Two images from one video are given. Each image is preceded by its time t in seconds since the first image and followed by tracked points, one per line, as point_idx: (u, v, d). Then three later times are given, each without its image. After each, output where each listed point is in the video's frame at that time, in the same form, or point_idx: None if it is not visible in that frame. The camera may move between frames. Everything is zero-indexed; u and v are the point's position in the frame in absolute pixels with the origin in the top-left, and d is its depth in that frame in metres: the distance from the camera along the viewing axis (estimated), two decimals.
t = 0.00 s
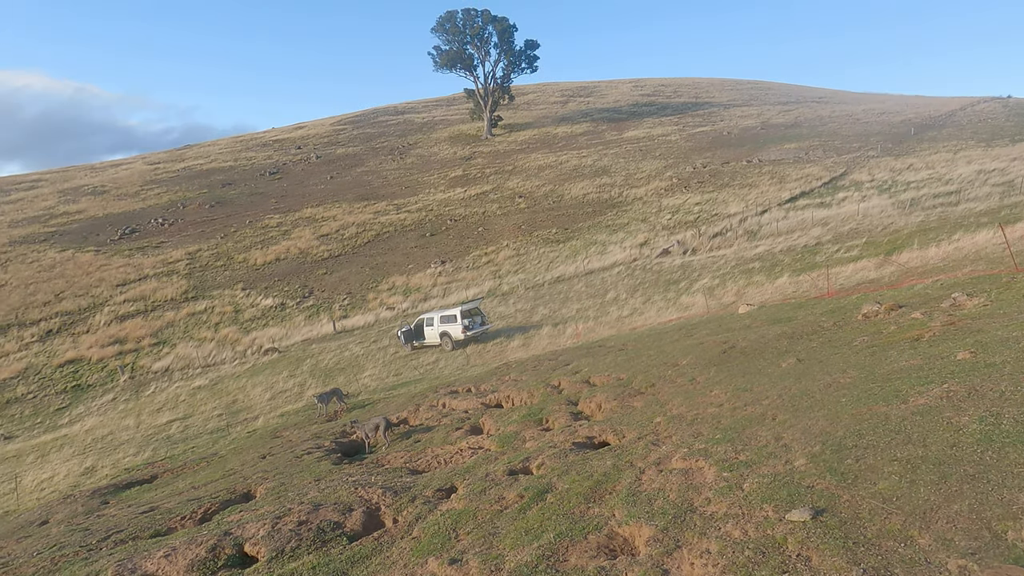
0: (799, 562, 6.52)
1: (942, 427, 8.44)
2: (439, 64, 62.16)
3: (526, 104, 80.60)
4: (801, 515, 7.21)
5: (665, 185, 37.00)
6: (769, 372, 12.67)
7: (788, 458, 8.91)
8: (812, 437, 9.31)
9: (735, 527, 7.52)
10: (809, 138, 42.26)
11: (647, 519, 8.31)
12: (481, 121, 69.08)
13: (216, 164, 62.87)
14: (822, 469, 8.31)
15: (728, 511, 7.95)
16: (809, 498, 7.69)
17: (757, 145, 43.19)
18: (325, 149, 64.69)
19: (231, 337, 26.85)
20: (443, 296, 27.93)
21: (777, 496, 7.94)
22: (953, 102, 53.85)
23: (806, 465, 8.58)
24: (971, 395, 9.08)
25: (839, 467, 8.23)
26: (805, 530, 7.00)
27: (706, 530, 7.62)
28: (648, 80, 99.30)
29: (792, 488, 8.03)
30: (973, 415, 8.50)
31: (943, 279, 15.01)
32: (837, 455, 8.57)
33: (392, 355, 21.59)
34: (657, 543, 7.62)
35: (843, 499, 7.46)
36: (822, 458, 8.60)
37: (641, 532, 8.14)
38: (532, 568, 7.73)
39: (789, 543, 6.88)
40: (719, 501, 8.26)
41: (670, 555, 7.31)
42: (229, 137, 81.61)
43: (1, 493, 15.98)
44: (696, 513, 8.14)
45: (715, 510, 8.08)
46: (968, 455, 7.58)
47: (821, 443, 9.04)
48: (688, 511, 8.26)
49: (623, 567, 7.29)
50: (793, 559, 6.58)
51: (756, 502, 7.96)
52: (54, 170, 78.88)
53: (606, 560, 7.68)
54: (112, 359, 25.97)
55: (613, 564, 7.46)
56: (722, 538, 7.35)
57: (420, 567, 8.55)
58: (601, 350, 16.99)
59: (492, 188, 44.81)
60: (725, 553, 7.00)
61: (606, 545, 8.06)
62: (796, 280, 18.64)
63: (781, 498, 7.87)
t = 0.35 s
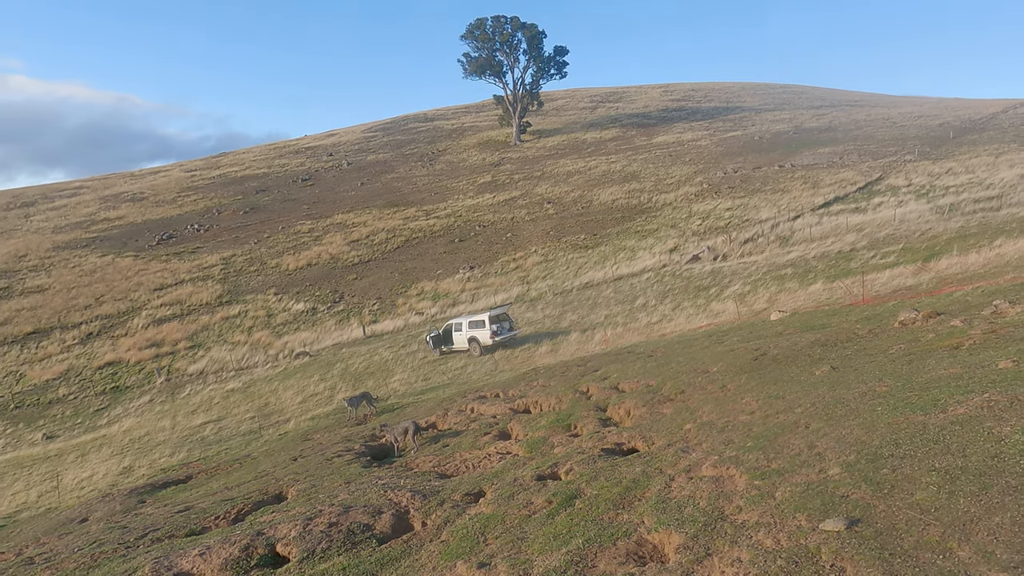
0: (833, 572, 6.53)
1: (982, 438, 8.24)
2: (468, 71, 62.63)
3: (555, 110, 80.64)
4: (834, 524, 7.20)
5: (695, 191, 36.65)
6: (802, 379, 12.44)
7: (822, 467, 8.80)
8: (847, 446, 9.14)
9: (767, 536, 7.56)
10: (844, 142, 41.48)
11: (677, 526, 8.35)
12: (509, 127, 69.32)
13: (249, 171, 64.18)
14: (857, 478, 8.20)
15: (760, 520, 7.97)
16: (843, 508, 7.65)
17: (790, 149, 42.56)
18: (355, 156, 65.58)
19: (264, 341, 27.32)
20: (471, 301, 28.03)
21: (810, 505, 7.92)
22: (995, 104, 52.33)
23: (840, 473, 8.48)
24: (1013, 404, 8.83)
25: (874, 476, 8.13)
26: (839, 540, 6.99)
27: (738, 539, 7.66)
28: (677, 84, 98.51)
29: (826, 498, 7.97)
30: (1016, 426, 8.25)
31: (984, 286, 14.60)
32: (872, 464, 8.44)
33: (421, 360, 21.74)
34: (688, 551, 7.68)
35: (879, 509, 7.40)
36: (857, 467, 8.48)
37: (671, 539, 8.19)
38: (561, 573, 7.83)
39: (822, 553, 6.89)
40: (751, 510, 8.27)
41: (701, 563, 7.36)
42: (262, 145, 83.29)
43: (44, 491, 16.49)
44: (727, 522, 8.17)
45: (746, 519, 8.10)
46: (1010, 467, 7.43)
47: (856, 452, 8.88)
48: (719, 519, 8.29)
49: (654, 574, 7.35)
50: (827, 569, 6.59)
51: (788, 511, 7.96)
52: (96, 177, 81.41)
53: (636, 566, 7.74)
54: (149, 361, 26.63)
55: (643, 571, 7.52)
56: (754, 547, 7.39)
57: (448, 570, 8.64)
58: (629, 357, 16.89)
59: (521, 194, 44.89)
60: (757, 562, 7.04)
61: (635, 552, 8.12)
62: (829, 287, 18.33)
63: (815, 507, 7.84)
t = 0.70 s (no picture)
0: None
1: (1013, 443, 8.05)
2: (489, 73, 62.80)
3: (575, 111, 80.53)
4: (858, 529, 7.10)
5: (717, 192, 36.35)
6: (825, 383, 12.26)
7: (845, 471, 8.66)
8: (871, 450, 8.99)
9: (789, 541, 7.49)
10: (869, 142, 40.87)
11: (697, 529, 8.29)
12: (529, 129, 69.38)
13: (272, 173, 64.99)
14: (881, 483, 8.07)
15: (781, 524, 7.89)
16: (866, 513, 7.53)
17: (814, 150, 42.04)
18: (376, 158, 66.07)
19: (285, 342, 27.61)
20: (491, 302, 28.06)
21: (833, 510, 7.81)
22: None
23: (864, 478, 8.35)
24: None
25: (899, 481, 7.99)
26: (863, 546, 6.89)
27: (759, 544, 7.60)
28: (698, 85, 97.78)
29: (849, 502, 7.86)
30: None
31: (1013, 288, 14.28)
32: (897, 468, 8.30)
33: (440, 361, 21.82)
34: (708, 555, 7.63)
35: (904, 514, 7.28)
36: (881, 472, 8.35)
37: (691, 542, 8.13)
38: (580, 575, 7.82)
39: (845, 558, 6.80)
40: (772, 514, 8.18)
41: (721, 568, 7.31)
42: (284, 148, 84.27)
43: (72, 487, 16.83)
44: (748, 526, 8.10)
45: (768, 524, 8.03)
46: None
47: (880, 456, 8.73)
48: (740, 522, 8.22)
49: None
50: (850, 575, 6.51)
51: (811, 516, 7.87)
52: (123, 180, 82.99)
53: (655, 569, 7.70)
54: (174, 361, 27.05)
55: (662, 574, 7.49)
56: (776, 551, 7.32)
57: (467, 570, 8.66)
58: (650, 359, 16.79)
59: (540, 196, 44.89)
60: (778, 568, 6.97)
61: (655, 554, 8.07)
62: (853, 289, 18.07)
63: (838, 511, 7.74)
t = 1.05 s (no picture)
0: None
1: None
2: (504, 69, 62.75)
3: (591, 107, 80.18)
4: (876, 530, 7.03)
5: (734, 188, 36.06)
6: (843, 381, 12.14)
7: (863, 471, 8.57)
8: (890, 450, 8.90)
9: (806, 541, 7.44)
10: (889, 138, 40.30)
11: (713, 529, 8.26)
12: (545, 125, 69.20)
13: (289, 170, 65.48)
14: (901, 484, 7.98)
15: (798, 524, 7.84)
16: (885, 514, 7.46)
17: (833, 145, 41.53)
18: (391, 155, 66.31)
19: (302, 338, 27.85)
20: (506, 299, 28.09)
21: (851, 510, 7.74)
22: None
23: (883, 478, 8.26)
24: None
25: (918, 482, 7.90)
26: (882, 547, 6.83)
27: (775, 544, 7.55)
28: (716, 80, 96.86)
29: (867, 503, 7.78)
30: None
31: None
32: (917, 469, 8.20)
33: (455, 358, 21.88)
34: (724, 554, 7.60)
35: (924, 516, 7.19)
36: (900, 472, 8.25)
37: (707, 541, 8.10)
38: (595, 573, 7.83)
39: (863, 559, 6.74)
40: (789, 514, 8.13)
41: (737, 567, 7.29)
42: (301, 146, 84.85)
43: (94, 480, 17.12)
44: (765, 525, 8.05)
45: (785, 524, 7.97)
46: None
47: (899, 457, 8.62)
48: (756, 522, 8.18)
49: None
50: None
51: (828, 516, 7.81)
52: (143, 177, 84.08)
53: (670, 568, 7.69)
54: (193, 357, 27.39)
55: (678, 572, 7.48)
56: (792, 551, 7.29)
57: (483, 567, 8.70)
58: (665, 356, 16.71)
59: (556, 192, 44.81)
60: (795, 568, 6.93)
61: (670, 553, 8.05)
62: (873, 287, 17.86)
63: (856, 512, 7.68)
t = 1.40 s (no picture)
0: None
1: None
2: (520, 67, 62.74)
3: (607, 105, 79.87)
4: (898, 531, 6.94)
5: (752, 186, 35.77)
6: (863, 381, 11.98)
7: (884, 471, 8.46)
8: (912, 450, 8.78)
9: (826, 540, 7.37)
10: (911, 134, 39.69)
11: (731, 528, 8.21)
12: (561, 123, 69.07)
13: (306, 169, 66.00)
14: (923, 484, 7.88)
15: (818, 524, 7.76)
16: (907, 514, 7.36)
17: (853, 142, 41.02)
18: (408, 154, 66.58)
19: (319, 335, 28.07)
20: (522, 297, 28.10)
21: (871, 510, 7.65)
22: None
23: (905, 478, 8.15)
24: None
25: (941, 483, 7.79)
26: (903, 548, 6.73)
27: (794, 543, 7.49)
28: (733, 77, 96.02)
29: (889, 503, 7.68)
30: None
31: None
32: (939, 469, 8.09)
33: (471, 355, 21.93)
34: (742, 553, 7.55)
35: (946, 516, 7.09)
36: (922, 472, 8.15)
37: (725, 540, 8.05)
38: (611, 570, 7.82)
39: (885, 560, 6.66)
40: (809, 514, 8.05)
41: (754, 566, 7.25)
42: (318, 144, 85.47)
43: (116, 474, 17.39)
44: (784, 524, 7.99)
45: (804, 523, 7.90)
46: None
47: (921, 457, 8.50)
48: (775, 521, 8.12)
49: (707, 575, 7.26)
50: None
51: (848, 516, 7.73)
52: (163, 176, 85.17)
53: (687, 567, 7.65)
54: (212, 354, 27.71)
55: (695, 571, 7.45)
56: (811, 551, 7.22)
57: (499, 563, 8.71)
58: (682, 355, 16.62)
59: (572, 190, 44.72)
60: (814, 569, 6.87)
61: (687, 552, 8.01)
62: (893, 285, 17.63)
63: (876, 512, 7.58)
